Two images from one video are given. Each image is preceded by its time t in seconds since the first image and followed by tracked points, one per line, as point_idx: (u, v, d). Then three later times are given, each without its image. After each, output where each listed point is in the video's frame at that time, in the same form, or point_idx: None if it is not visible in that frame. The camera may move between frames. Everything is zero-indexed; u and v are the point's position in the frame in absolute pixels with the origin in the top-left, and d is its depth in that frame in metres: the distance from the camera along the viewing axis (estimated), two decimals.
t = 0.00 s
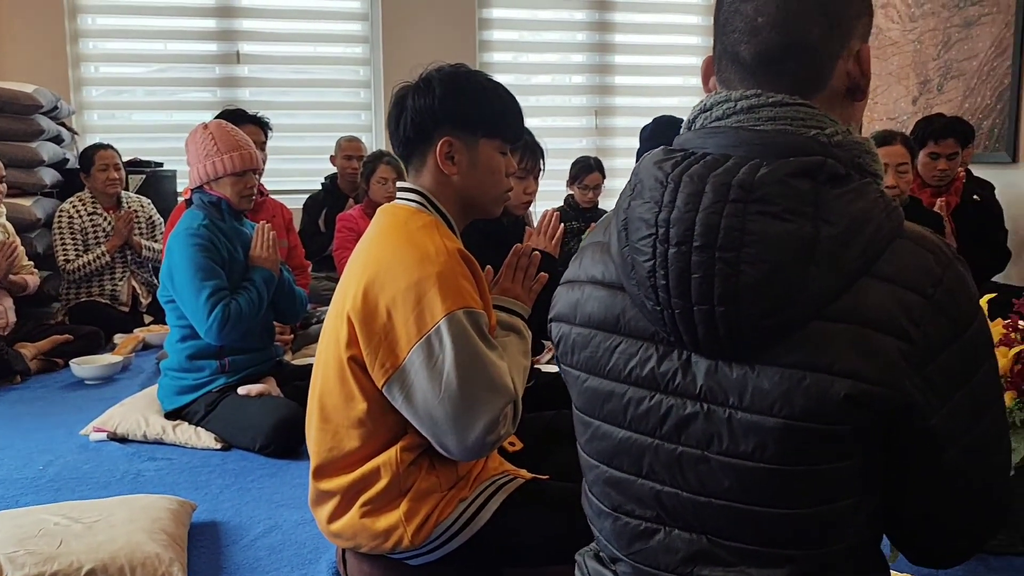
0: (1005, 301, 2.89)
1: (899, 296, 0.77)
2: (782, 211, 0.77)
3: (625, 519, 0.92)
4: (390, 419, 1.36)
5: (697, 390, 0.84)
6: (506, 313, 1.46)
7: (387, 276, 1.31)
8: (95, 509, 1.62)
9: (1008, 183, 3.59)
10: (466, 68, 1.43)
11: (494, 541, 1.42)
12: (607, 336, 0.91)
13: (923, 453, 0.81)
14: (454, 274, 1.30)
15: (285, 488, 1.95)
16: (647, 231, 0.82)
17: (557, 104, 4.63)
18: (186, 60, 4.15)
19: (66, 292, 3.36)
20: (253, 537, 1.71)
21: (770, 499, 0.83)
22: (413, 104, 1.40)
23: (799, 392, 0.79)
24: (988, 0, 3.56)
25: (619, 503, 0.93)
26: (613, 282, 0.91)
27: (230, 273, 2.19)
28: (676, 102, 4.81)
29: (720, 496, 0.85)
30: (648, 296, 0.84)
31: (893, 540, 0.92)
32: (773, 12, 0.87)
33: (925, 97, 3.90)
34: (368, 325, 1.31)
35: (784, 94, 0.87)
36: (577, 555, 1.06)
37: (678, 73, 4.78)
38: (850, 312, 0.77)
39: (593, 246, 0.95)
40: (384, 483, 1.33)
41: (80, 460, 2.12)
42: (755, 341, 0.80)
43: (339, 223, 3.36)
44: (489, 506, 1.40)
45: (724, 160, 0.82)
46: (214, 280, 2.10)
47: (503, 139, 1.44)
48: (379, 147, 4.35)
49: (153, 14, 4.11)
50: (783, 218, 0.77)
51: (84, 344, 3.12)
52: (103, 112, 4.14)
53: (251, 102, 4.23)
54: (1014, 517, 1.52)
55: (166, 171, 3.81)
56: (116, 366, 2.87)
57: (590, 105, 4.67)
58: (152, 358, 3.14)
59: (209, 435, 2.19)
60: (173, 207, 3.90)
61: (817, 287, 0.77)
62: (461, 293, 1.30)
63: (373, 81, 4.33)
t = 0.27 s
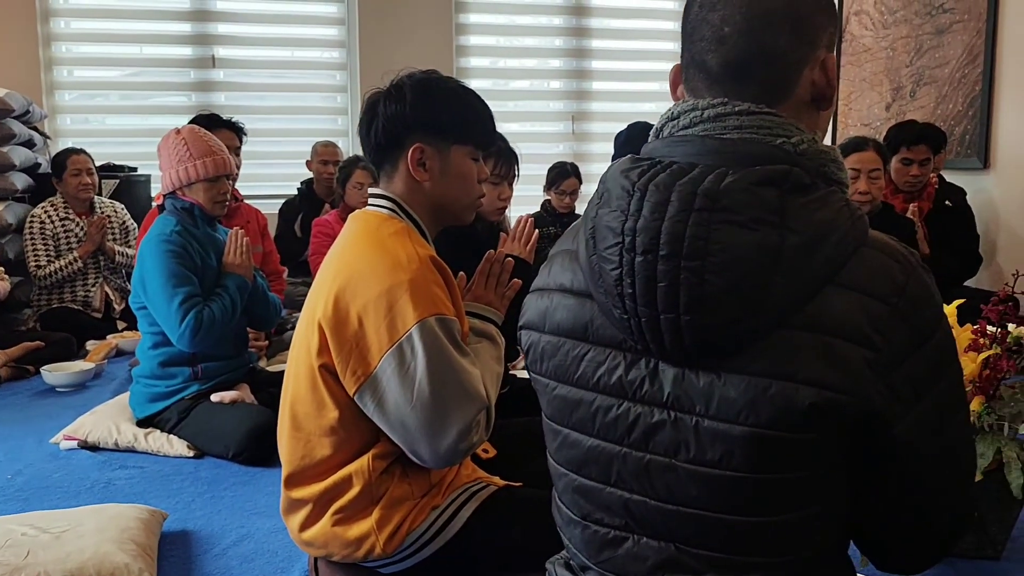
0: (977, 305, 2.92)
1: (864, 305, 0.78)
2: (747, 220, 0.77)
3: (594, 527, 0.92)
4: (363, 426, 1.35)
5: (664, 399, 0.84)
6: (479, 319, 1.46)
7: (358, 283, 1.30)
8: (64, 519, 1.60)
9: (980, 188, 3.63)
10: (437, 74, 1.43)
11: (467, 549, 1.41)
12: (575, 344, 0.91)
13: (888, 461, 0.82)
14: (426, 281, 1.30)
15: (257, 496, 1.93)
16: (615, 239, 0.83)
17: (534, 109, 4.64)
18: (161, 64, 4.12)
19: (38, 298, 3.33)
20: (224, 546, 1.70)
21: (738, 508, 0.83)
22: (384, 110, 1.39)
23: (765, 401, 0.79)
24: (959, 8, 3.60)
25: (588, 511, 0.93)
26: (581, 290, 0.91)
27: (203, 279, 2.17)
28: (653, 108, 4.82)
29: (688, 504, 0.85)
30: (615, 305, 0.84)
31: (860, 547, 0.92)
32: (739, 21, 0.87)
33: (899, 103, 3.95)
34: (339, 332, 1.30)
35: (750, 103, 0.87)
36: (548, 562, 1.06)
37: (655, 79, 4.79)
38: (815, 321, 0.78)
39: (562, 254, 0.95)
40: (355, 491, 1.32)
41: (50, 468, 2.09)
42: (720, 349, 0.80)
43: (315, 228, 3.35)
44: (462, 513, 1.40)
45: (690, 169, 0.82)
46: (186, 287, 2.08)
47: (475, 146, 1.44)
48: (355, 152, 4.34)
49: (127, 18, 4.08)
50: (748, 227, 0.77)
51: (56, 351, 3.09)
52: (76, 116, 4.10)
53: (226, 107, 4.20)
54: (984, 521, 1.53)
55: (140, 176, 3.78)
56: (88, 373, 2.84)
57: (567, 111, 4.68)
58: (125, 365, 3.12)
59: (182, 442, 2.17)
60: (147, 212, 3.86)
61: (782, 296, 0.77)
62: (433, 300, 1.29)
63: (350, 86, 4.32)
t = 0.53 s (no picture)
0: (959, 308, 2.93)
1: (838, 308, 0.78)
2: (722, 223, 0.77)
3: (572, 531, 0.92)
4: (344, 431, 1.35)
5: (641, 402, 0.84)
6: (461, 322, 1.46)
7: (339, 287, 1.30)
8: (43, 524, 1.59)
9: (963, 191, 3.65)
10: (417, 77, 1.43)
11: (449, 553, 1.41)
12: (553, 347, 0.91)
13: (864, 464, 0.82)
14: (406, 284, 1.30)
15: (240, 501, 1.92)
16: (591, 243, 0.83)
17: (521, 112, 4.64)
18: (146, 67, 4.11)
19: (20, 302, 3.31)
20: (206, 550, 1.69)
21: (714, 510, 0.83)
22: (365, 114, 1.39)
23: (740, 404, 0.79)
24: (942, 12, 3.62)
25: (566, 514, 0.93)
26: (559, 293, 0.91)
27: (185, 283, 2.16)
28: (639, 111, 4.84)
29: (665, 507, 0.85)
30: (593, 308, 0.84)
31: (837, 549, 0.92)
32: (715, 25, 0.88)
33: (883, 107, 3.97)
34: (320, 336, 1.30)
35: (726, 106, 0.88)
36: (528, 566, 1.06)
37: (641, 82, 4.81)
38: (790, 324, 0.78)
39: (540, 257, 0.95)
40: (337, 495, 1.32)
41: (31, 473, 2.08)
42: (696, 353, 0.80)
43: (300, 232, 3.34)
44: (444, 517, 1.39)
45: (666, 173, 0.82)
46: (168, 291, 2.07)
47: (456, 149, 1.44)
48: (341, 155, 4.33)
49: (112, 20, 4.06)
50: (723, 230, 0.77)
51: (38, 355, 3.06)
52: (59, 119, 4.08)
53: (211, 109, 4.19)
54: (964, 522, 1.54)
55: (124, 179, 3.76)
56: (70, 377, 2.82)
57: (553, 113, 4.69)
58: (108, 369, 3.10)
59: (164, 447, 2.16)
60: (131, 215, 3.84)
61: (757, 300, 0.77)
62: (414, 303, 1.29)
63: (335, 89, 4.31)
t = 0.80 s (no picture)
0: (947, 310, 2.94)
1: (817, 310, 0.78)
2: (700, 226, 0.78)
3: (552, 533, 0.92)
4: (329, 433, 1.34)
5: (620, 404, 0.84)
6: (446, 324, 1.46)
7: (323, 289, 1.30)
8: (28, 528, 1.58)
9: (951, 194, 3.66)
10: (401, 79, 1.43)
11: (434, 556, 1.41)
12: (534, 350, 0.91)
13: (842, 467, 0.82)
14: (390, 287, 1.29)
15: (227, 504, 1.92)
16: (569, 245, 0.83)
17: (512, 114, 4.65)
18: (136, 68, 4.10)
19: (8, 304, 3.30)
20: (192, 554, 1.68)
21: (692, 513, 0.83)
22: (349, 116, 1.39)
23: (718, 406, 0.79)
24: (930, 14, 3.64)
25: (547, 517, 0.93)
26: (539, 296, 0.91)
27: (172, 286, 2.16)
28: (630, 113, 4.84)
29: (644, 509, 0.85)
30: (572, 311, 0.84)
31: (817, 551, 0.92)
32: (694, 27, 0.88)
33: (872, 109, 3.99)
34: (304, 338, 1.30)
35: (705, 109, 0.88)
36: (510, 569, 1.05)
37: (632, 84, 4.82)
38: (767, 326, 0.78)
39: (521, 259, 0.95)
40: (321, 498, 1.31)
41: (17, 477, 2.07)
42: (674, 355, 0.80)
43: (290, 234, 3.34)
44: (428, 520, 1.39)
45: (644, 175, 0.82)
46: (155, 293, 2.06)
47: (440, 151, 1.44)
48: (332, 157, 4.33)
49: (101, 22, 4.05)
50: (701, 233, 0.77)
51: (26, 358, 3.05)
52: (48, 120, 4.06)
53: (201, 112, 4.18)
54: (949, 524, 1.54)
55: (114, 182, 3.75)
56: (58, 380, 2.81)
57: (544, 115, 4.70)
58: (96, 372, 3.09)
59: (152, 450, 2.15)
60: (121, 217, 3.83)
61: (735, 302, 0.78)
62: (398, 305, 1.29)
63: (326, 91, 4.31)
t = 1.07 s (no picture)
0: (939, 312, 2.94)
1: (796, 314, 0.78)
2: (679, 230, 0.78)
3: (534, 537, 0.92)
4: (316, 436, 1.34)
5: (601, 407, 0.84)
6: (433, 326, 1.46)
7: (309, 291, 1.29)
8: (15, 531, 1.58)
9: (944, 195, 3.67)
10: (388, 81, 1.43)
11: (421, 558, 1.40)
12: (516, 353, 0.91)
13: (822, 471, 0.82)
14: (376, 289, 1.29)
15: (216, 506, 1.91)
16: (550, 249, 0.83)
17: (505, 116, 4.65)
18: (128, 70, 4.09)
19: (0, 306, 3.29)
20: (180, 556, 1.68)
21: (672, 516, 0.83)
22: (335, 118, 1.39)
23: (697, 409, 0.79)
24: (922, 16, 3.64)
25: (529, 520, 0.93)
26: (521, 299, 0.91)
27: (162, 288, 2.15)
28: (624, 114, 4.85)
29: (625, 513, 0.85)
30: (552, 314, 0.84)
31: (799, 554, 0.92)
32: (673, 30, 0.88)
33: (865, 111, 4.00)
34: (290, 341, 1.29)
35: (686, 112, 0.88)
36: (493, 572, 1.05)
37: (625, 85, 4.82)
38: (746, 330, 0.78)
39: (503, 262, 0.95)
40: (308, 501, 1.31)
41: (5, 479, 2.06)
42: (654, 358, 0.80)
43: (282, 235, 3.34)
44: (415, 522, 1.39)
45: (624, 179, 0.83)
46: (145, 295, 2.06)
47: (427, 153, 1.44)
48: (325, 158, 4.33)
49: (94, 23, 4.04)
50: (680, 236, 0.77)
51: (17, 360, 3.05)
52: (41, 122, 4.05)
53: (194, 113, 4.18)
54: (937, 526, 1.54)
55: (106, 183, 3.75)
56: (49, 382, 2.81)
57: (537, 117, 4.70)
58: (88, 374, 3.09)
59: (141, 452, 2.15)
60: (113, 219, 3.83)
61: (713, 306, 0.78)
62: (384, 307, 1.29)
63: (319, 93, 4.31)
